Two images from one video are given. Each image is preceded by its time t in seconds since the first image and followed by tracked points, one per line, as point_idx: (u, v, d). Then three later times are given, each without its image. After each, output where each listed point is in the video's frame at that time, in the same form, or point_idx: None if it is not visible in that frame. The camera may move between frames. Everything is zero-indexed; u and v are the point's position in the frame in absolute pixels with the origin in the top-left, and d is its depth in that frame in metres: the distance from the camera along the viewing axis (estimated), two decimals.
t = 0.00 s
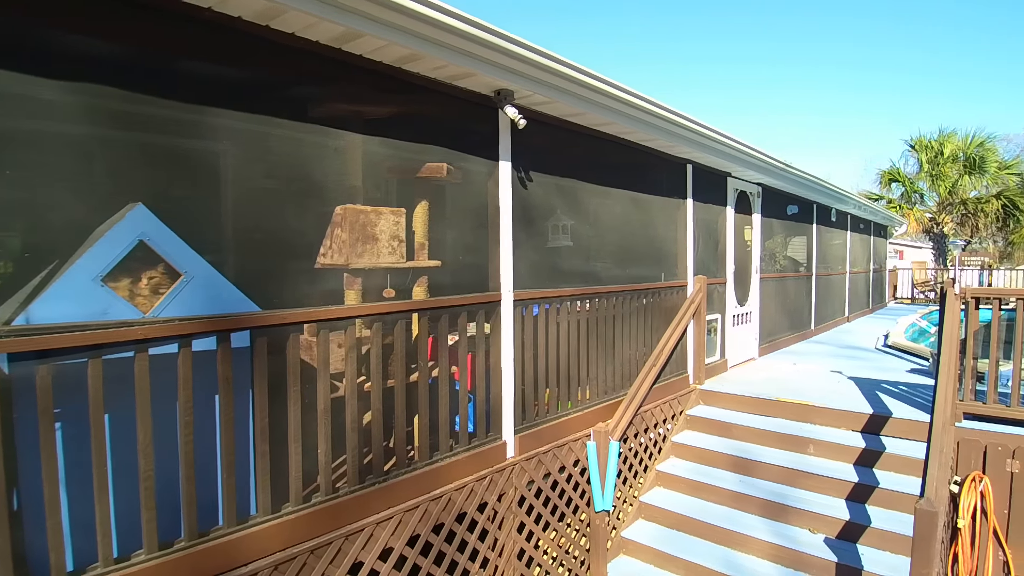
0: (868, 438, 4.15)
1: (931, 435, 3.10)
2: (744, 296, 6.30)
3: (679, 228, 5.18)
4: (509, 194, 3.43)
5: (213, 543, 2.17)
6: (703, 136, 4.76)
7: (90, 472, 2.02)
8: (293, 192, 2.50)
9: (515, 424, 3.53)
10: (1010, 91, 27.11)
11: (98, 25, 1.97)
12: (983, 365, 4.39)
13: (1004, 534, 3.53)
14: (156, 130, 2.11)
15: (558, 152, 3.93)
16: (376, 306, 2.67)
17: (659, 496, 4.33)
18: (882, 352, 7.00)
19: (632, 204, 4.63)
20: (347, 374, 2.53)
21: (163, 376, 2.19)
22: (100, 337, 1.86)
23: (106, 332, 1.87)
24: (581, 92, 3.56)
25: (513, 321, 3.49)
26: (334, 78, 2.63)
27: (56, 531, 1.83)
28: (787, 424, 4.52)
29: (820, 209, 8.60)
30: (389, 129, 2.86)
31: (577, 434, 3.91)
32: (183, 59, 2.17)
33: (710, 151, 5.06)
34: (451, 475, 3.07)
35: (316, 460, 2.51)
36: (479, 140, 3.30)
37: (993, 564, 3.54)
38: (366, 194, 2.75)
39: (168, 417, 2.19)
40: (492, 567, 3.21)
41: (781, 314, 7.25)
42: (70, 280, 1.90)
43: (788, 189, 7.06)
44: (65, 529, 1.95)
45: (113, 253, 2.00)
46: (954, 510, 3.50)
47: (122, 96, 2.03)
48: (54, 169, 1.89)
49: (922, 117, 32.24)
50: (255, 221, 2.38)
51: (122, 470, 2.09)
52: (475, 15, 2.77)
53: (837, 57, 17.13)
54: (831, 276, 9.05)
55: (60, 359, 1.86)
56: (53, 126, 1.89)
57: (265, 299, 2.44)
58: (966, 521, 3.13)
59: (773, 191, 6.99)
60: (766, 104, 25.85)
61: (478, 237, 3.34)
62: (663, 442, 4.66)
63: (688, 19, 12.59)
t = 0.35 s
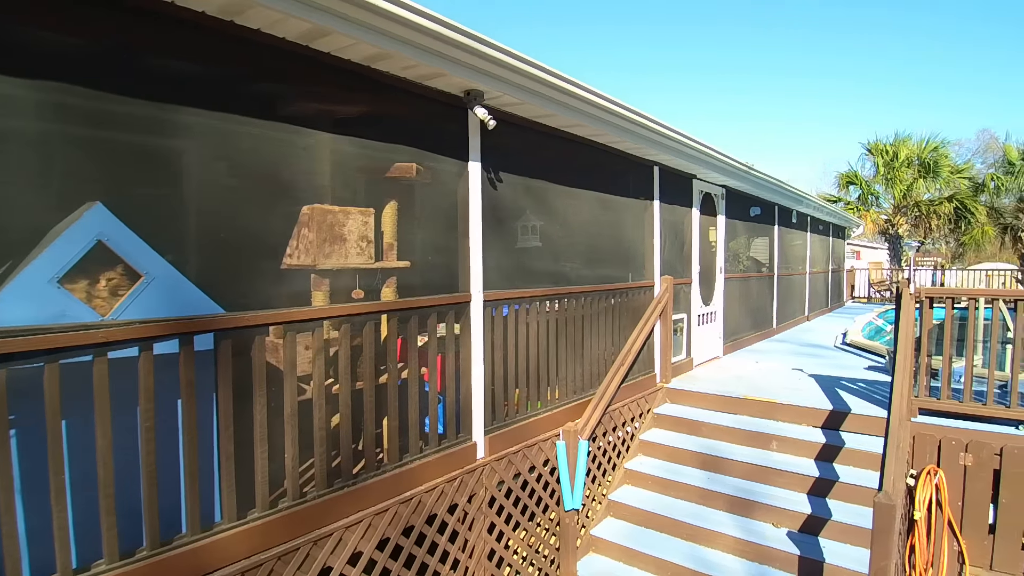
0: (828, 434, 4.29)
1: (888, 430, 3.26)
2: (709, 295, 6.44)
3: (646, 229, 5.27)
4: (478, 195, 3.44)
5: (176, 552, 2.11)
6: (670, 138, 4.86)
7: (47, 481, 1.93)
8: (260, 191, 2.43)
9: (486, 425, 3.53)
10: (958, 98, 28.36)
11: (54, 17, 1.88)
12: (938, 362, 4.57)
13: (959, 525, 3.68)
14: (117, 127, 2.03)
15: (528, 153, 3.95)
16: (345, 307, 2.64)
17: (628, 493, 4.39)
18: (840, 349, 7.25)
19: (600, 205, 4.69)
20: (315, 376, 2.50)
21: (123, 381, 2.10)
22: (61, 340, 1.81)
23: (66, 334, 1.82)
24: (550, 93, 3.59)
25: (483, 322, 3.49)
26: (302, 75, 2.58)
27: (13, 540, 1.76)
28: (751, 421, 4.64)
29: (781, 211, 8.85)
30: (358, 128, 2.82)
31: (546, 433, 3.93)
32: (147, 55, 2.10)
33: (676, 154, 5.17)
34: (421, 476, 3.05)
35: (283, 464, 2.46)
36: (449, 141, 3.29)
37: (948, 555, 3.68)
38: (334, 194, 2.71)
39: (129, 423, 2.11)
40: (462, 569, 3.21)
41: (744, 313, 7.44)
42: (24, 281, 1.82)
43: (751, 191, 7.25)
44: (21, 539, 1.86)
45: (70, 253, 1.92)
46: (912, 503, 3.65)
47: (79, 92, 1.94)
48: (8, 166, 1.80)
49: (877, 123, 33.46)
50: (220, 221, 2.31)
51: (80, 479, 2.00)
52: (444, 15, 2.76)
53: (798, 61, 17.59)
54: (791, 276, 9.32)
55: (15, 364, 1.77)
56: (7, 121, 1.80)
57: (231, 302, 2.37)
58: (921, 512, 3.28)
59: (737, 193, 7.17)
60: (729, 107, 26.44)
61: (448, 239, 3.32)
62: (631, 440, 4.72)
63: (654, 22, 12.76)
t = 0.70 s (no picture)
0: (792, 428, 4.41)
1: (849, 424, 3.38)
2: (676, 294, 6.55)
3: (615, 228, 5.32)
4: (449, 193, 3.42)
5: (141, 558, 2.03)
6: (639, 139, 4.92)
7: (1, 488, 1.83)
8: (226, 187, 2.36)
9: (458, 424, 3.52)
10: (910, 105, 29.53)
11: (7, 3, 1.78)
12: (896, 358, 4.75)
13: (916, 515, 3.82)
14: (77, 118, 1.94)
15: (500, 151, 3.94)
16: (315, 306, 2.58)
17: (598, 490, 4.43)
18: (801, 347, 7.47)
19: (571, 204, 4.72)
20: (284, 376, 2.46)
21: (83, 384, 2.01)
22: (15, 340, 1.72)
23: (21, 335, 1.73)
24: (523, 92, 3.59)
25: (455, 321, 3.49)
26: (270, 68, 2.51)
27: None
28: (717, 417, 4.74)
29: (744, 212, 9.06)
30: (329, 123, 2.76)
31: (519, 432, 3.95)
32: (109, 46, 2.02)
33: (645, 154, 5.24)
34: (392, 477, 3.03)
35: (251, 466, 2.39)
36: (420, 138, 3.26)
37: (907, 544, 3.82)
38: (303, 190, 2.64)
39: (90, 427, 2.02)
40: (435, 569, 3.19)
41: (709, 311, 7.60)
42: None
43: (716, 192, 7.40)
44: None
45: (25, 250, 1.83)
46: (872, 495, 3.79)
47: (34, 83, 1.85)
48: None
49: (834, 127, 34.59)
50: (185, 218, 2.24)
51: (37, 485, 1.90)
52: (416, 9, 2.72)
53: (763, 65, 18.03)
54: (754, 275, 9.56)
55: None
56: None
57: (196, 301, 2.29)
58: (882, 504, 3.42)
59: (702, 193, 7.31)
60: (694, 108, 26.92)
61: (419, 236, 3.29)
62: (601, 437, 4.77)
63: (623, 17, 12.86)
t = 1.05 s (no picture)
0: (752, 425, 4.54)
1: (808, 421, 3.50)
2: (640, 294, 6.65)
3: (581, 230, 5.38)
4: (416, 195, 3.40)
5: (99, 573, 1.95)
6: (604, 142, 4.99)
7: None
8: (185, 188, 2.29)
9: (425, 428, 3.51)
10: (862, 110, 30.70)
11: None
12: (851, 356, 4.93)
13: (872, 508, 3.98)
14: (29, 115, 1.87)
15: (467, 154, 3.95)
16: (279, 311, 2.53)
17: (565, 490, 4.47)
18: (760, 345, 7.69)
19: (537, 206, 4.75)
20: (247, 383, 2.37)
21: (36, 392, 1.94)
22: None
23: None
24: (489, 94, 3.60)
25: (422, 324, 3.48)
26: (231, 67, 2.45)
27: None
28: (680, 415, 4.84)
29: (706, 214, 9.28)
30: (293, 123, 2.71)
31: (489, 434, 3.99)
32: (60, 42, 1.94)
33: (609, 156, 5.32)
34: (359, 483, 2.99)
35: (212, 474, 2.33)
36: (386, 139, 3.23)
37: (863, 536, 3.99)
38: (266, 192, 2.58)
39: (43, 438, 1.93)
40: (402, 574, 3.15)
41: (673, 311, 7.75)
42: None
43: (678, 194, 7.56)
44: None
45: None
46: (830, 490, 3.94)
47: None
48: None
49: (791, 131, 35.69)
50: (143, 220, 2.17)
51: None
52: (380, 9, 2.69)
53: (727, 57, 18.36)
54: (715, 276, 9.79)
55: None
56: None
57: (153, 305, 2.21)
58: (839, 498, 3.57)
59: (665, 195, 7.45)
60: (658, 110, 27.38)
61: (386, 238, 3.25)
62: (568, 437, 4.81)
63: (588, 13, 13.00)
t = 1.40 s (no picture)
0: (714, 426, 4.66)
1: (766, 423, 3.63)
2: (605, 297, 6.75)
3: (546, 235, 5.43)
4: (381, 202, 3.39)
5: None
6: (568, 147, 5.06)
7: None
8: (144, 195, 2.23)
9: (392, 436, 3.50)
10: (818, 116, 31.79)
11: None
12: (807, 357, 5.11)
13: (828, 505, 4.16)
14: None
15: (433, 159, 3.94)
16: (243, 321, 2.49)
17: (532, 493, 4.50)
18: (721, 346, 7.88)
19: (503, 212, 4.77)
20: (209, 395, 2.34)
21: None
22: None
23: None
24: (455, 100, 3.61)
25: (388, 331, 3.46)
26: (191, 73, 2.39)
27: None
28: (643, 417, 4.94)
29: (669, 218, 9.47)
30: (256, 129, 2.66)
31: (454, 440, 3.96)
32: (12, 44, 1.86)
33: (574, 162, 5.40)
34: (325, 494, 2.97)
35: (173, 488, 2.26)
36: (351, 145, 3.20)
37: (820, 533, 4.13)
38: (227, 199, 2.53)
39: None
40: None
41: (637, 313, 7.88)
42: None
43: (642, 198, 7.70)
44: None
45: None
46: (788, 488, 4.10)
47: None
48: None
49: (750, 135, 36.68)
50: (99, 227, 2.10)
51: None
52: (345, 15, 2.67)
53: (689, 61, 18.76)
54: (677, 278, 10.00)
55: None
56: None
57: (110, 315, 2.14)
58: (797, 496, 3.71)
59: (629, 199, 7.58)
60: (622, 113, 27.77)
61: (351, 246, 3.22)
62: (535, 440, 4.83)
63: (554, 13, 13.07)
